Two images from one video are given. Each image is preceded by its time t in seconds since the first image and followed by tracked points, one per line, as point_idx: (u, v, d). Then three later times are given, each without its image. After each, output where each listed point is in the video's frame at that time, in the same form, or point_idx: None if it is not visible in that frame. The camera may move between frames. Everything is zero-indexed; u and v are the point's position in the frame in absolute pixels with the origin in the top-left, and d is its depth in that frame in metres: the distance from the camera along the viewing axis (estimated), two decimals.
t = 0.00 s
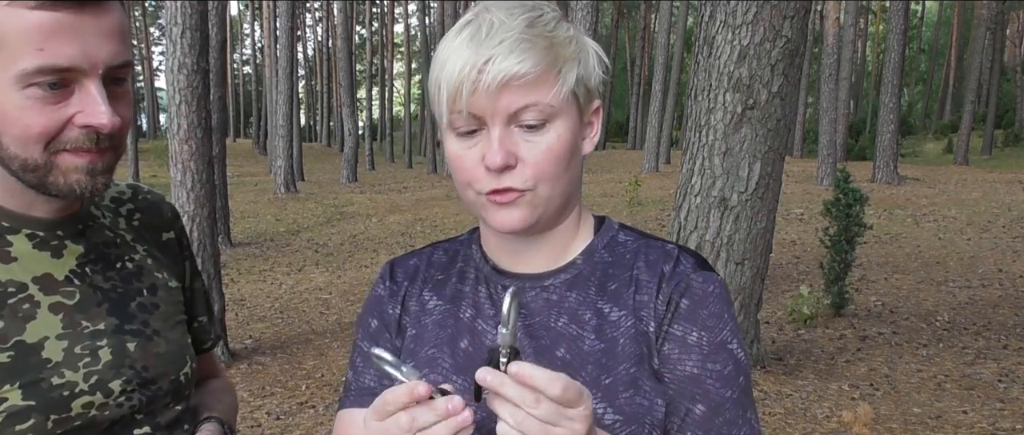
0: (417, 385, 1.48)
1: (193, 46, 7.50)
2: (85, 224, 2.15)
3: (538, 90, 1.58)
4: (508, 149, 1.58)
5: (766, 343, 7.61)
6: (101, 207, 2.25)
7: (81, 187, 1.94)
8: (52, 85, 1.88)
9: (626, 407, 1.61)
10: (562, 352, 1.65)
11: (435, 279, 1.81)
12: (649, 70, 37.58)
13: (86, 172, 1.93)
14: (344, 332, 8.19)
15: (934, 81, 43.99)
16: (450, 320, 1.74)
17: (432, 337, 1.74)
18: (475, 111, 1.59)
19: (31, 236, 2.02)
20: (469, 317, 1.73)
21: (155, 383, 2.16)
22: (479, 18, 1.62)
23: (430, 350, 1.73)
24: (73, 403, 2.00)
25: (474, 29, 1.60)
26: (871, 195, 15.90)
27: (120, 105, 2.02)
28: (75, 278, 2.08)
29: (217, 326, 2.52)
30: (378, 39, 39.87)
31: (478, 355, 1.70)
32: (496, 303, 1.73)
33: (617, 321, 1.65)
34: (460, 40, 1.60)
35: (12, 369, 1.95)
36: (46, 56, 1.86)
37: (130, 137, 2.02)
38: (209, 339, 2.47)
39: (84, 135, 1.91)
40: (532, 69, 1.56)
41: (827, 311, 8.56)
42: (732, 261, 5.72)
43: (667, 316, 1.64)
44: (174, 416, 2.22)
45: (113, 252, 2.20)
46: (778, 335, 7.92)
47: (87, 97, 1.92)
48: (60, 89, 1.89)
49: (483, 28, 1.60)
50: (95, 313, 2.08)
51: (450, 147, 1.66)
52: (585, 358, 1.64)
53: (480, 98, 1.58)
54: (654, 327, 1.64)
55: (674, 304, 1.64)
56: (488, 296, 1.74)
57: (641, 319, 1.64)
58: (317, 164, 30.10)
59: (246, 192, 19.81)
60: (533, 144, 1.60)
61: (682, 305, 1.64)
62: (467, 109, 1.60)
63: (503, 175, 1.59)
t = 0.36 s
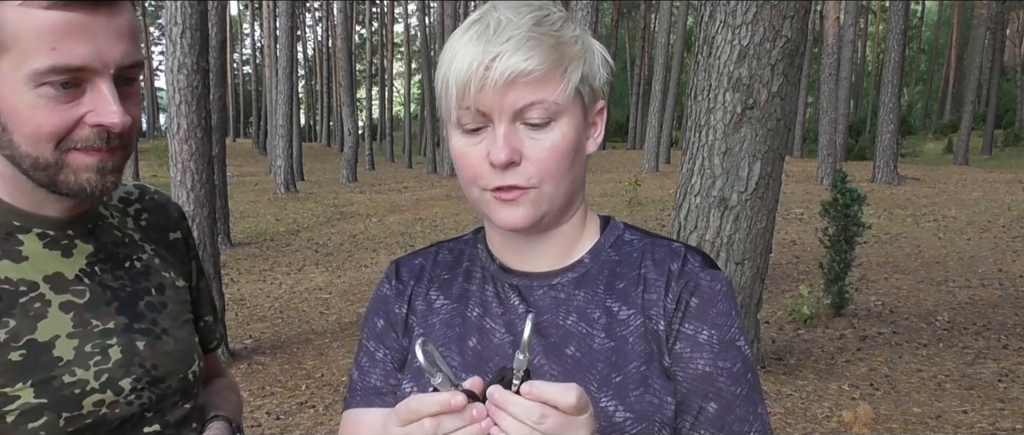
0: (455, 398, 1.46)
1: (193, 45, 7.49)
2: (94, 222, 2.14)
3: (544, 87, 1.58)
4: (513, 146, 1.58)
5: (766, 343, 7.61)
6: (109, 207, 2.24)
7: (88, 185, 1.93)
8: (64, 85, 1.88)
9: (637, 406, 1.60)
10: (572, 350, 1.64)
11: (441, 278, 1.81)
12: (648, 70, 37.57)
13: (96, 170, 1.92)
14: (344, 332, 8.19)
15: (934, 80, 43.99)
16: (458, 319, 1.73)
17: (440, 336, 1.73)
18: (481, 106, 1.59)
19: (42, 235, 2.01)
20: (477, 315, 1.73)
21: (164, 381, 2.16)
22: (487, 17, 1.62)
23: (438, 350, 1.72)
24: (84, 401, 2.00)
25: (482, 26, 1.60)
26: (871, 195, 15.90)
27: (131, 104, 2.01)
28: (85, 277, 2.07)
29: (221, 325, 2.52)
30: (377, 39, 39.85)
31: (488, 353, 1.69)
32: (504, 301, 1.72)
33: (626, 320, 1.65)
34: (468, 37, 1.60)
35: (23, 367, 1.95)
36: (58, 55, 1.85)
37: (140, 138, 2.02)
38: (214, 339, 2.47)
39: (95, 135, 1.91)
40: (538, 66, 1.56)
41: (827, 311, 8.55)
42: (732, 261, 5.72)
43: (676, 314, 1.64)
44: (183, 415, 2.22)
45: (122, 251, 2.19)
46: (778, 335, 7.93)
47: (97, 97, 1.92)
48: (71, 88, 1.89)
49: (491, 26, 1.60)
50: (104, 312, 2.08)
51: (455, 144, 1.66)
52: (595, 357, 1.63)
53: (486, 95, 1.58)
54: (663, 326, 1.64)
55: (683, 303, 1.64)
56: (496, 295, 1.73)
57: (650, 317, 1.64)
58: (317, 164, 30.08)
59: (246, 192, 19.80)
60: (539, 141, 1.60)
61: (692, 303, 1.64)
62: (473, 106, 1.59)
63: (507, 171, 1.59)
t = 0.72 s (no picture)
0: (454, 392, 1.47)
1: (193, 45, 7.47)
2: (100, 222, 2.14)
3: (536, 82, 1.58)
4: (506, 142, 1.59)
5: (766, 343, 7.61)
6: (116, 206, 2.24)
7: (91, 185, 1.93)
8: (73, 85, 1.88)
9: (638, 402, 1.60)
10: (574, 347, 1.64)
11: (445, 276, 1.81)
12: (649, 69, 37.54)
13: (102, 170, 1.93)
14: (344, 332, 8.19)
15: (934, 80, 43.98)
16: (460, 317, 1.74)
17: (444, 334, 1.73)
18: (474, 102, 1.60)
19: (49, 234, 2.02)
20: (479, 313, 1.73)
21: (168, 380, 2.16)
22: (480, 14, 1.63)
23: (442, 347, 1.72)
24: (88, 399, 2.00)
25: (475, 24, 1.61)
26: (871, 194, 15.89)
27: (139, 106, 2.01)
28: (90, 276, 2.07)
29: (225, 324, 2.51)
30: (378, 39, 39.83)
31: (491, 350, 1.69)
32: (506, 298, 1.72)
33: (627, 316, 1.65)
34: (461, 34, 1.61)
35: (28, 366, 1.95)
36: (67, 56, 1.85)
37: (146, 139, 2.02)
38: (218, 338, 2.47)
39: (102, 135, 1.91)
40: (529, 62, 1.57)
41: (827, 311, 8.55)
42: (732, 260, 5.72)
43: (676, 310, 1.64)
44: (187, 414, 2.22)
45: (128, 250, 2.19)
46: (778, 334, 7.92)
47: (105, 98, 1.92)
48: (80, 89, 1.89)
49: (483, 23, 1.60)
50: (109, 310, 2.08)
51: (451, 141, 1.67)
52: (596, 353, 1.63)
53: (479, 91, 1.58)
54: (664, 322, 1.64)
55: (682, 299, 1.65)
56: (498, 293, 1.73)
57: (651, 314, 1.64)
58: (317, 163, 30.07)
59: (246, 191, 19.80)
60: (532, 136, 1.60)
61: (692, 298, 1.65)
62: (466, 102, 1.60)
63: (500, 167, 1.60)
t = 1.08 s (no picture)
0: (452, 384, 1.48)
1: (193, 44, 7.46)
2: (100, 220, 2.14)
3: (539, 86, 1.58)
4: (508, 146, 1.59)
5: (767, 342, 7.61)
6: (116, 205, 2.24)
7: (91, 184, 1.93)
8: (75, 84, 1.88)
9: (637, 399, 1.60)
10: (574, 344, 1.64)
11: (446, 274, 1.81)
12: (649, 69, 37.53)
13: (103, 169, 1.93)
14: (344, 331, 8.19)
15: (934, 80, 44.00)
16: (461, 315, 1.74)
17: (445, 330, 1.73)
18: (477, 106, 1.59)
19: (49, 232, 2.02)
20: (480, 311, 1.74)
21: (168, 377, 2.16)
22: (483, 16, 1.62)
23: (443, 344, 1.72)
24: (88, 396, 2.00)
25: (478, 28, 1.60)
26: (871, 194, 15.89)
27: (140, 105, 2.01)
28: (90, 274, 2.07)
29: (226, 323, 2.51)
30: (377, 38, 39.81)
31: (491, 347, 1.69)
32: (507, 296, 1.72)
33: (627, 314, 1.65)
34: (464, 38, 1.60)
35: (28, 363, 1.95)
36: (70, 55, 1.85)
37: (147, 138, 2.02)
38: (218, 337, 2.47)
39: (103, 134, 1.91)
40: (532, 67, 1.56)
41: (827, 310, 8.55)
42: (732, 260, 5.72)
43: (675, 308, 1.64)
44: (186, 412, 2.22)
45: (128, 249, 2.19)
46: (778, 334, 7.92)
47: (107, 97, 1.92)
48: (82, 87, 1.89)
49: (487, 26, 1.59)
50: (109, 308, 2.08)
51: (454, 144, 1.66)
52: (596, 351, 1.63)
53: (481, 95, 1.58)
54: (664, 320, 1.64)
55: (681, 297, 1.65)
56: (500, 290, 1.74)
57: (650, 312, 1.65)
58: (318, 163, 30.06)
59: (246, 191, 19.78)
60: (534, 141, 1.60)
61: (691, 297, 1.65)
62: (469, 105, 1.60)
63: (502, 172, 1.60)
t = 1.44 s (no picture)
0: (448, 386, 1.48)
1: (193, 44, 7.45)
2: (97, 220, 2.14)
3: (537, 90, 1.57)
4: (506, 151, 1.58)
5: (766, 342, 7.61)
6: (113, 204, 2.24)
7: (86, 183, 1.93)
8: (72, 84, 1.88)
9: (634, 400, 1.60)
10: (572, 345, 1.64)
11: (446, 274, 1.81)
12: (649, 69, 37.53)
13: (100, 168, 1.93)
14: (344, 331, 8.19)
15: (934, 80, 44.03)
16: (460, 315, 1.74)
17: (443, 330, 1.73)
18: (475, 110, 1.59)
19: (46, 232, 2.01)
20: (479, 311, 1.74)
21: (164, 377, 2.17)
22: (482, 19, 1.61)
23: (441, 344, 1.72)
24: (84, 395, 2.00)
25: (477, 31, 1.60)
26: (871, 194, 15.90)
27: (136, 105, 2.01)
28: (87, 274, 2.07)
29: (223, 323, 2.51)
30: (378, 38, 39.81)
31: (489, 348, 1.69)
32: (506, 297, 1.72)
33: (626, 315, 1.65)
34: (462, 41, 1.60)
35: (24, 363, 1.95)
36: (67, 56, 1.85)
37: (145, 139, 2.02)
38: (214, 337, 2.47)
39: (100, 133, 1.91)
40: (529, 71, 1.56)
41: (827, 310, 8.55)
42: (732, 260, 5.72)
43: (674, 310, 1.64)
44: (182, 411, 2.23)
45: (124, 249, 2.19)
46: (778, 333, 7.93)
47: (103, 97, 1.92)
48: (79, 87, 1.89)
49: (485, 30, 1.59)
50: (105, 308, 2.08)
51: (454, 146, 1.67)
52: (594, 352, 1.63)
53: (478, 98, 1.58)
54: (662, 322, 1.64)
55: (680, 299, 1.64)
56: (499, 291, 1.74)
57: (649, 313, 1.64)
58: (318, 163, 30.06)
59: (246, 191, 19.76)
60: (532, 145, 1.59)
61: (690, 299, 1.64)
62: (467, 109, 1.60)
63: (501, 175, 1.59)
